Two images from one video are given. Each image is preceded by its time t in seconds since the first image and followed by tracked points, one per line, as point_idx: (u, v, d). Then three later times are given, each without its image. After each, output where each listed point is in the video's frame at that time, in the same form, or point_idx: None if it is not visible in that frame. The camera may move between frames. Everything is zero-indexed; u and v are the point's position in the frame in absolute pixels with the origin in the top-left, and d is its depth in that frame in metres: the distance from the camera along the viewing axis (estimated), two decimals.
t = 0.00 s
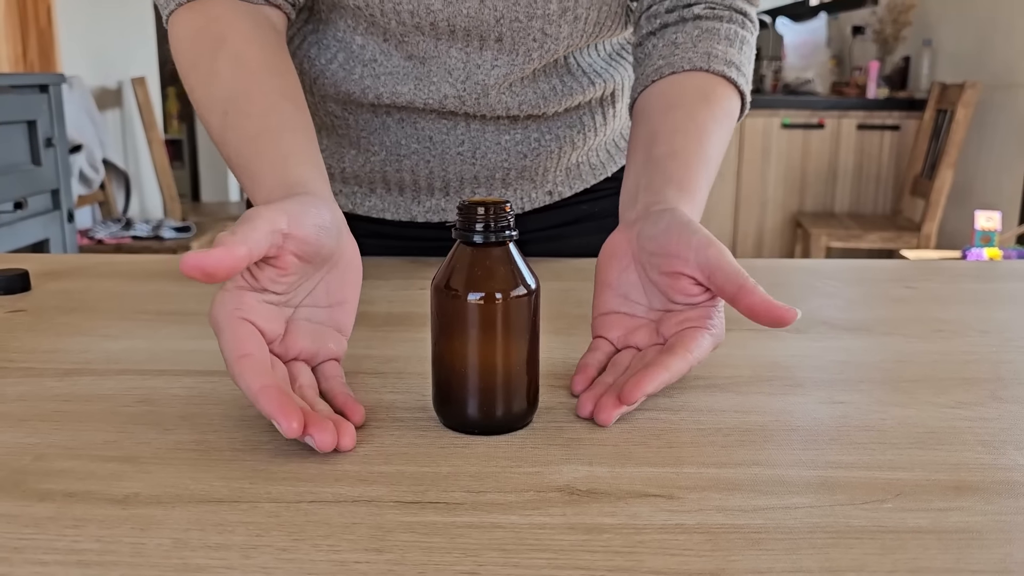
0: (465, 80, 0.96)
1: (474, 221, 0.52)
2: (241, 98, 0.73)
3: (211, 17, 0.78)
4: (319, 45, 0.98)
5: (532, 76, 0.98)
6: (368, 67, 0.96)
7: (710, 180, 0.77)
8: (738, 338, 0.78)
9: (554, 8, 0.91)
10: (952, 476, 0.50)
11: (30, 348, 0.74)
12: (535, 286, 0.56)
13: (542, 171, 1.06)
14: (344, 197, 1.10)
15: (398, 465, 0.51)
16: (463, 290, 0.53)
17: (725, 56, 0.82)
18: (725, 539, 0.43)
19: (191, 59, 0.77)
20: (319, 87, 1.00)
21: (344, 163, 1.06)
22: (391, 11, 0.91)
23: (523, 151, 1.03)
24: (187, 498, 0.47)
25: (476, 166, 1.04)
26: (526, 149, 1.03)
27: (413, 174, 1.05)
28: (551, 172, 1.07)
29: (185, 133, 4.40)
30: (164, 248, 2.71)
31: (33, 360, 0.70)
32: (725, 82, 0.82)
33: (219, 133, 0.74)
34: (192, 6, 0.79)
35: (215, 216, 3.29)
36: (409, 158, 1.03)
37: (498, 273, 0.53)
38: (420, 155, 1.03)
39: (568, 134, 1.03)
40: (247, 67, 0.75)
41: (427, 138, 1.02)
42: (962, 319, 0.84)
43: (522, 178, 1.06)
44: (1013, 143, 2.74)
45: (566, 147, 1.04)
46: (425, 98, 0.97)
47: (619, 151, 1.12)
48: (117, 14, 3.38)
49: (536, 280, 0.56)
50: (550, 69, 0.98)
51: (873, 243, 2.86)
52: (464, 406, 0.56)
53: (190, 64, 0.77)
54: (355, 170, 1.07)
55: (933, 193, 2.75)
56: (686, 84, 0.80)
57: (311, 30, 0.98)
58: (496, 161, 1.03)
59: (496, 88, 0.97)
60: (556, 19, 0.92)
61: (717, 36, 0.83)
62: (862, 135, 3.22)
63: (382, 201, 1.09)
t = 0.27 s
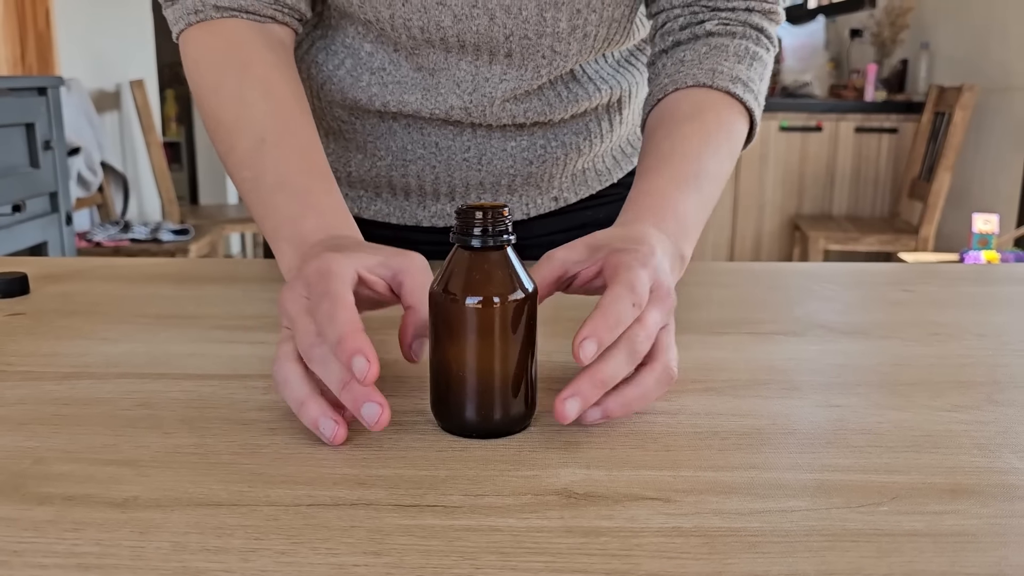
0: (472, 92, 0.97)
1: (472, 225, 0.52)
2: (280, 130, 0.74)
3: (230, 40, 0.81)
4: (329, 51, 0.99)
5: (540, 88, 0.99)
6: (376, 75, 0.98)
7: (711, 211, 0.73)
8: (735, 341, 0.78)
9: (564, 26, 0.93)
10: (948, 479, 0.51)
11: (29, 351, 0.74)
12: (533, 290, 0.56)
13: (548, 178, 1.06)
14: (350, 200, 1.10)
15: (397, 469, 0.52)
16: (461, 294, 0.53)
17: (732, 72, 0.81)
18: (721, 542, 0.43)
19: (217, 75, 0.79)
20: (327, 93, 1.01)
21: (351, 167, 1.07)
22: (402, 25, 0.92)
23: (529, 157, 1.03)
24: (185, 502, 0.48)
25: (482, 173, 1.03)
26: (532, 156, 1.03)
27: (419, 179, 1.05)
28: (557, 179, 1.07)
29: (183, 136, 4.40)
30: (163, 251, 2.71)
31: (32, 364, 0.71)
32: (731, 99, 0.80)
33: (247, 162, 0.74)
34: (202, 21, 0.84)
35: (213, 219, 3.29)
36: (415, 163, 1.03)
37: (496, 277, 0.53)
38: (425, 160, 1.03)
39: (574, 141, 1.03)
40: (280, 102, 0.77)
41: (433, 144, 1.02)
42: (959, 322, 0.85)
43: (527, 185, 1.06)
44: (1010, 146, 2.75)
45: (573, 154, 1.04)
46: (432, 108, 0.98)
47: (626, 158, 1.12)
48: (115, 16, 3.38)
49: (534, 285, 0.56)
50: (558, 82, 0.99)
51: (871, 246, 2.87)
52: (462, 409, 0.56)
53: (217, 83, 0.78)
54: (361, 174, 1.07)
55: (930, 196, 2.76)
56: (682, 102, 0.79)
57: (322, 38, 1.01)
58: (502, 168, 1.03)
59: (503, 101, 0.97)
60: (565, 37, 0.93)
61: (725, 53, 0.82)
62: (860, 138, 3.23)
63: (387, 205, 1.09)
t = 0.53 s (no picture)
0: (473, 100, 0.97)
1: (471, 226, 0.52)
2: (296, 159, 0.75)
3: (242, 55, 0.82)
4: (330, 55, 0.99)
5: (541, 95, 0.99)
6: (377, 81, 0.98)
7: (668, 249, 0.73)
8: (733, 342, 0.78)
9: (564, 36, 0.92)
10: (945, 479, 0.51)
11: (28, 352, 0.74)
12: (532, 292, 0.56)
13: (549, 182, 1.06)
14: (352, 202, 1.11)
15: (395, 469, 0.52)
16: (460, 295, 0.54)
17: (707, 97, 0.80)
18: (719, 541, 0.44)
19: (228, 96, 0.79)
20: (329, 97, 1.01)
21: (353, 170, 1.07)
22: (403, 34, 0.92)
23: (531, 162, 1.03)
24: (185, 502, 0.48)
25: (483, 177, 1.04)
26: (533, 160, 1.03)
27: (420, 183, 1.05)
28: (558, 183, 1.07)
29: (183, 137, 4.40)
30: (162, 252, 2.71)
31: (32, 365, 0.71)
32: (703, 125, 0.79)
33: (265, 187, 0.75)
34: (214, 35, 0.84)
35: (213, 220, 3.29)
36: (416, 167, 1.04)
37: (495, 278, 0.53)
38: (427, 164, 1.03)
39: (576, 146, 1.03)
40: (294, 128, 0.77)
41: (434, 148, 1.02)
42: (957, 323, 0.85)
43: (529, 189, 1.06)
44: (1009, 147, 2.75)
45: (574, 158, 1.04)
46: (432, 115, 0.98)
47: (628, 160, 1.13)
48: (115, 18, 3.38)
49: (532, 286, 0.56)
50: (558, 88, 0.99)
51: (870, 246, 2.87)
52: (461, 410, 0.56)
53: (230, 104, 0.79)
54: (363, 177, 1.07)
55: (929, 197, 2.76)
56: (649, 128, 0.79)
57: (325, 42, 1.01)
58: (503, 172, 1.04)
59: (503, 109, 0.97)
60: (565, 47, 0.93)
61: (704, 77, 0.81)
62: (859, 139, 3.23)
63: (389, 207, 1.09)
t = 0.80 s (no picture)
0: (468, 104, 0.97)
1: (466, 227, 0.52)
2: (290, 151, 0.75)
3: (235, 57, 0.82)
4: (325, 58, 0.99)
5: (536, 98, 0.98)
6: (372, 84, 0.98)
7: (662, 257, 0.73)
8: (730, 342, 0.78)
9: (559, 40, 0.92)
10: (941, 479, 0.51)
11: (26, 352, 0.74)
12: (528, 292, 0.56)
13: (546, 183, 1.06)
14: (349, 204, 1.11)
15: (391, 469, 0.52)
16: (456, 296, 0.54)
17: (705, 104, 0.80)
18: (714, 541, 0.44)
19: (220, 97, 0.79)
20: (324, 100, 1.01)
21: (349, 172, 1.07)
22: (397, 38, 0.93)
23: (527, 164, 1.03)
24: (181, 503, 0.48)
25: (480, 179, 1.04)
26: (530, 162, 1.03)
27: (417, 185, 1.05)
28: (555, 185, 1.07)
29: (182, 137, 4.40)
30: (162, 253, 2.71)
31: (29, 365, 0.71)
32: (701, 132, 0.79)
33: (259, 181, 0.74)
34: (204, 38, 0.84)
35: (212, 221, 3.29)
36: (413, 169, 1.04)
37: (491, 279, 0.53)
38: (423, 167, 1.03)
39: (572, 147, 1.03)
40: (287, 123, 0.77)
41: (430, 150, 1.02)
42: (954, 323, 0.85)
43: (525, 191, 1.06)
44: (1009, 147, 2.75)
45: (571, 160, 1.04)
46: (428, 119, 0.98)
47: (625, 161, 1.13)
48: (115, 18, 3.38)
49: (529, 286, 0.56)
50: (553, 90, 0.99)
51: (870, 246, 2.87)
52: (457, 410, 0.56)
53: (222, 104, 0.79)
54: (359, 179, 1.07)
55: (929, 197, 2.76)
56: (646, 135, 0.79)
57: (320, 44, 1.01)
58: (499, 174, 1.03)
59: (499, 112, 0.97)
60: (560, 51, 0.93)
61: (702, 83, 0.81)
62: (858, 139, 3.23)
63: (386, 209, 1.09)
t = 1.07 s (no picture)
0: (472, 108, 0.97)
1: (472, 228, 0.52)
2: (301, 167, 0.76)
3: (248, 66, 0.82)
4: (329, 63, 0.99)
5: (539, 101, 0.98)
6: (375, 88, 0.98)
7: (661, 263, 0.73)
8: (734, 343, 0.78)
9: (563, 44, 0.92)
10: (946, 480, 0.51)
11: (31, 354, 0.74)
12: (533, 294, 0.56)
13: (550, 185, 1.06)
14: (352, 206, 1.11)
15: (397, 471, 0.52)
16: (462, 297, 0.54)
17: (703, 107, 0.80)
18: (720, 542, 0.44)
19: (233, 108, 0.79)
20: (328, 104, 1.01)
21: (353, 174, 1.07)
22: (400, 42, 0.92)
23: (530, 165, 1.03)
24: (188, 504, 0.48)
25: (483, 181, 1.04)
26: (533, 164, 1.03)
27: (420, 187, 1.05)
28: (558, 186, 1.07)
29: (184, 138, 4.40)
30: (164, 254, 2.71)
31: (35, 367, 0.71)
32: (699, 135, 0.79)
33: (271, 199, 0.75)
34: (218, 47, 0.84)
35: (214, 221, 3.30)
36: (416, 171, 1.04)
37: (496, 280, 0.54)
38: (427, 169, 1.03)
39: (575, 149, 1.04)
40: (298, 138, 0.77)
41: (434, 153, 1.02)
42: (958, 324, 0.85)
43: (529, 192, 1.06)
44: (1010, 147, 2.75)
45: (574, 161, 1.04)
46: (431, 122, 0.98)
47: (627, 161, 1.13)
48: (117, 19, 3.39)
49: (534, 288, 0.56)
50: (557, 92, 0.99)
51: (872, 247, 2.87)
52: (463, 412, 0.56)
53: (233, 116, 0.79)
54: (363, 182, 1.07)
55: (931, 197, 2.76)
56: (646, 139, 0.79)
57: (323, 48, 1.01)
58: (503, 176, 1.04)
59: (503, 115, 0.98)
60: (564, 54, 0.93)
61: (700, 85, 0.82)
62: (860, 139, 3.23)
63: (389, 210, 1.10)
